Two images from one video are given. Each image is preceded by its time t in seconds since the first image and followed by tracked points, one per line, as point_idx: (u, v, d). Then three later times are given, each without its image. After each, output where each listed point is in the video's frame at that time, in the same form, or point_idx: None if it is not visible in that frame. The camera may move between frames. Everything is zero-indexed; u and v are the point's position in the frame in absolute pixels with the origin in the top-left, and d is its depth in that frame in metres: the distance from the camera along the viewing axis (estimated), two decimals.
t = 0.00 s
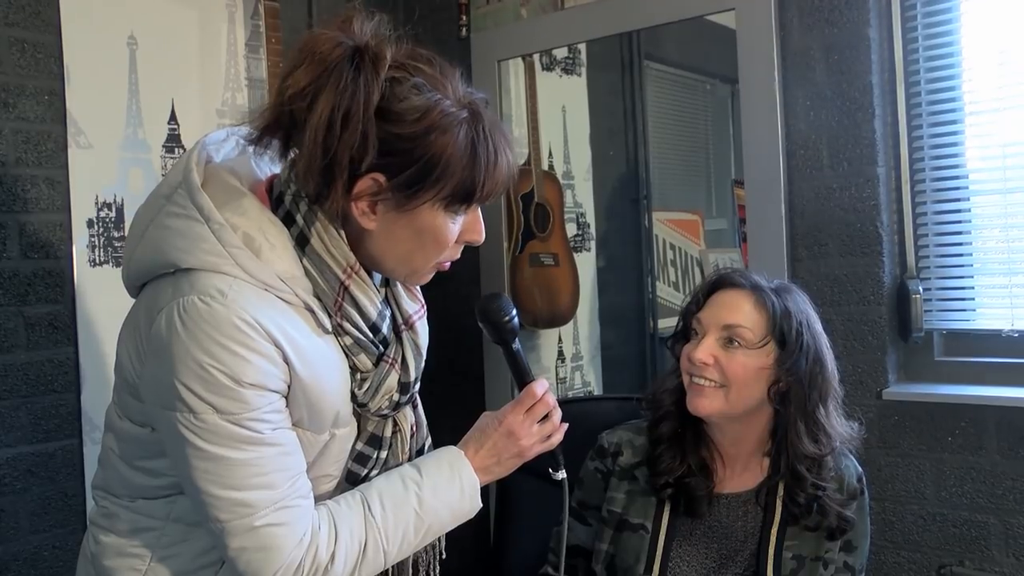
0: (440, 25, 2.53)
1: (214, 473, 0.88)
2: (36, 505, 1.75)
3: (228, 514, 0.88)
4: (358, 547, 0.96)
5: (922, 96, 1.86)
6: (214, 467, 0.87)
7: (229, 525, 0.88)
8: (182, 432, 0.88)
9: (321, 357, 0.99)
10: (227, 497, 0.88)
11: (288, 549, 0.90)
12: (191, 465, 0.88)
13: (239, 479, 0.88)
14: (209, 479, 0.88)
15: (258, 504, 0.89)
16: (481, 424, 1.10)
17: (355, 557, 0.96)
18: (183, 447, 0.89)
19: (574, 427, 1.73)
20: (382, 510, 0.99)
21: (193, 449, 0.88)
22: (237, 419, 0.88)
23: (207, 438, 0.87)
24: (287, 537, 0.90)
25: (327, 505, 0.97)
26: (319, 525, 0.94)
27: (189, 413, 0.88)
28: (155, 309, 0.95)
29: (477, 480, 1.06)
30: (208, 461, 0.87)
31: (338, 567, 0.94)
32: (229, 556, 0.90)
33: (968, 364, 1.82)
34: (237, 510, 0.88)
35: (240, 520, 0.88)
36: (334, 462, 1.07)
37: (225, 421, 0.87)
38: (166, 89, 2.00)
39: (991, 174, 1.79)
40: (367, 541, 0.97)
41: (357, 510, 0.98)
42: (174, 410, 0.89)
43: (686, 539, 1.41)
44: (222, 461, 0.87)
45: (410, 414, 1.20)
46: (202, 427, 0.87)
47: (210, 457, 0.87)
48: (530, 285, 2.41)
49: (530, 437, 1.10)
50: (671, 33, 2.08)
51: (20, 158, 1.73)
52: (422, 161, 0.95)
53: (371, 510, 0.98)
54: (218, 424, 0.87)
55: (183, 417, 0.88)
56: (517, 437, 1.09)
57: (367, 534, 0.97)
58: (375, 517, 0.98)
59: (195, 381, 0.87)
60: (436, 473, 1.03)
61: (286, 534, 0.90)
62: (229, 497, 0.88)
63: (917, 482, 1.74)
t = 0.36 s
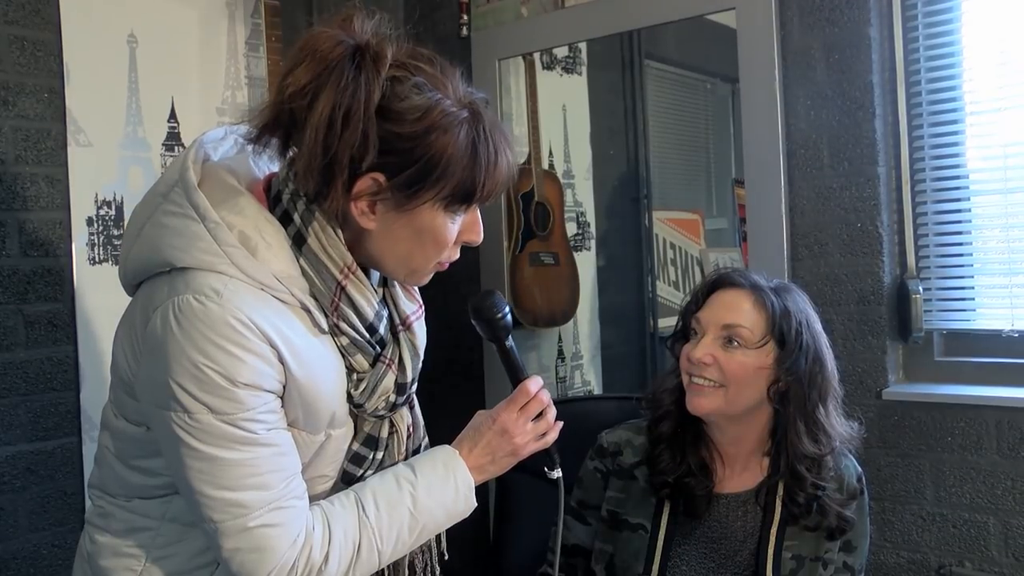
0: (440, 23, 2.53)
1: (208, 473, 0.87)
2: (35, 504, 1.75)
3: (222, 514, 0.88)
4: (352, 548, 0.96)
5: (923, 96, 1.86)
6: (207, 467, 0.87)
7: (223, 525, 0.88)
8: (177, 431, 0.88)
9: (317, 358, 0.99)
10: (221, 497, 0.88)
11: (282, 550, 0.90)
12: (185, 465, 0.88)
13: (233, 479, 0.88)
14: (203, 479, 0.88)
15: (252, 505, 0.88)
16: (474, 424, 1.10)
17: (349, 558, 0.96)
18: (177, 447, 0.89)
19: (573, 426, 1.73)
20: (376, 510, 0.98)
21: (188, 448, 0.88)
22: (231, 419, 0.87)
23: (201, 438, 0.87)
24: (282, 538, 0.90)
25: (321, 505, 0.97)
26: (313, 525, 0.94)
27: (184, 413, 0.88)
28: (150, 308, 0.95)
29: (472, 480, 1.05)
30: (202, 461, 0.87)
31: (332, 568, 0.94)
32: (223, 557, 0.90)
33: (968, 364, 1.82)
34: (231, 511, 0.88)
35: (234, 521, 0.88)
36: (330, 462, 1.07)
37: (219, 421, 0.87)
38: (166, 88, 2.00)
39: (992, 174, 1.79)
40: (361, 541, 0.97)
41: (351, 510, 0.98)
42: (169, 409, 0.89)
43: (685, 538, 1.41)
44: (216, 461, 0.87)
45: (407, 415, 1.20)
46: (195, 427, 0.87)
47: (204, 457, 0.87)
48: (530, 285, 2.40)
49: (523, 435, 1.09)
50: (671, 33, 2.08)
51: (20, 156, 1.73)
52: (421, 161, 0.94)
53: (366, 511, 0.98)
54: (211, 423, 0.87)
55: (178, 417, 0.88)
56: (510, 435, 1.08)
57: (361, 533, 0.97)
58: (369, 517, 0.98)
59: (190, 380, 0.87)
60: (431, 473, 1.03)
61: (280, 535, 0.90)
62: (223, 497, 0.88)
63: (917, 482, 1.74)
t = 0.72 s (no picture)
0: (439, 23, 2.53)
1: (203, 474, 0.88)
2: (35, 504, 1.75)
3: (218, 516, 0.88)
4: (348, 549, 0.96)
5: (921, 95, 1.86)
6: (203, 468, 0.88)
7: (218, 526, 0.88)
8: (172, 433, 0.88)
9: (311, 359, 0.99)
10: (215, 499, 0.88)
11: (277, 551, 0.90)
12: (180, 467, 0.89)
13: (228, 481, 0.88)
14: (198, 480, 0.88)
15: (247, 506, 0.89)
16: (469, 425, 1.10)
17: (345, 559, 0.96)
18: (172, 448, 0.89)
19: (571, 426, 1.73)
20: (372, 511, 0.99)
21: (183, 450, 0.88)
22: (226, 420, 0.88)
23: (196, 440, 0.88)
24: (276, 539, 0.90)
25: (317, 506, 0.97)
26: (309, 526, 0.94)
27: (178, 414, 0.88)
28: (145, 310, 0.95)
29: (468, 481, 1.06)
30: (197, 462, 0.88)
31: (328, 569, 0.94)
32: (218, 558, 0.91)
33: (966, 363, 1.82)
34: (227, 512, 0.88)
35: (229, 522, 0.88)
36: (326, 464, 1.07)
37: (214, 422, 0.87)
38: (164, 88, 2.00)
39: (990, 174, 1.79)
40: (356, 542, 0.97)
41: (347, 511, 0.98)
42: (163, 410, 0.89)
43: (683, 538, 1.42)
44: (210, 463, 0.88)
45: (403, 416, 1.21)
46: (190, 428, 0.88)
47: (199, 458, 0.88)
48: (528, 284, 2.41)
49: (519, 434, 1.10)
50: (670, 32, 2.08)
51: (19, 157, 1.73)
52: (418, 161, 0.95)
53: (361, 511, 0.98)
54: (206, 425, 0.87)
55: (173, 418, 0.89)
56: (506, 435, 1.09)
57: (357, 534, 0.97)
58: (365, 518, 0.98)
59: (185, 382, 0.88)
60: (426, 473, 1.03)
61: (275, 536, 0.90)
62: (218, 499, 0.88)
63: (916, 481, 1.75)
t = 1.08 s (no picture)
0: (439, 27, 2.53)
1: (204, 479, 0.88)
2: (35, 508, 1.75)
3: (218, 520, 0.89)
4: (348, 552, 0.97)
5: (919, 99, 1.86)
6: (203, 472, 0.88)
7: (219, 530, 0.89)
8: (172, 437, 0.89)
9: (311, 364, 0.99)
10: (216, 503, 0.88)
11: (277, 555, 0.91)
12: (181, 471, 0.89)
13: (228, 485, 0.88)
14: (199, 484, 0.88)
15: (247, 510, 0.89)
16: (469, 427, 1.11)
17: (344, 562, 0.96)
18: (172, 453, 0.89)
19: (571, 429, 1.73)
20: (371, 514, 0.99)
21: (183, 454, 0.88)
22: (226, 425, 0.88)
23: (197, 444, 0.88)
24: (276, 543, 0.90)
25: (316, 509, 0.97)
26: (309, 530, 0.94)
27: (179, 419, 0.88)
28: (145, 314, 0.96)
29: (468, 484, 1.06)
30: (197, 467, 0.88)
31: (328, 572, 0.94)
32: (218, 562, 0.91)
33: (965, 366, 1.83)
34: (227, 516, 0.89)
35: (230, 526, 0.89)
36: (325, 467, 1.08)
37: (214, 427, 0.88)
38: (165, 93, 2.01)
39: (988, 177, 1.80)
40: (356, 545, 0.97)
41: (346, 514, 0.98)
42: (164, 415, 0.90)
43: (684, 541, 1.42)
44: (211, 467, 0.88)
45: (402, 420, 1.21)
46: (191, 433, 0.88)
47: (199, 462, 0.88)
48: (528, 287, 2.44)
49: (518, 437, 1.10)
50: (669, 36, 2.09)
51: (20, 162, 1.74)
52: (417, 165, 0.95)
53: (360, 515, 0.98)
54: (206, 429, 0.88)
55: (173, 423, 0.89)
56: (505, 437, 1.09)
57: (356, 537, 0.97)
58: (364, 521, 0.98)
59: (185, 386, 0.88)
60: (425, 477, 1.03)
61: (274, 540, 0.90)
62: (218, 503, 0.88)
63: (916, 484, 1.75)
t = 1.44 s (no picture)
0: (436, 29, 2.54)
1: (199, 480, 0.88)
2: (30, 509, 1.75)
3: (212, 522, 0.89)
4: (342, 553, 0.97)
5: (915, 102, 1.87)
6: (199, 474, 0.88)
7: (214, 532, 0.89)
8: (168, 439, 0.89)
9: (307, 367, 0.99)
10: (211, 505, 0.88)
11: (272, 557, 0.91)
12: (177, 472, 0.89)
13: (223, 487, 0.88)
14: (194, 486, 0.88)
15: (243, 512, 0.89)
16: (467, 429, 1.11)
17: (339, 563, 0.96)
18: (168, 454, 0.90)
19: (566, 431, 1.74)
20: (366, 516, 0.99)
21: (179, 455, 0.89)
22: (222, 426, 0.88)
23: (192, 446, 0.88)
24: (271, 546, 0.90)
25: (311, 511, 0.98)
26: (304, 531, 0.95)
27: (174, 420, 0.89)
28: (141, 316, 0.96)
29: (461, 486, 1.06)
30: (193, 468, 0.88)
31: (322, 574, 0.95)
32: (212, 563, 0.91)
33: (959, 369, 1.83)
34: (222, 518, 0.89)
35: (224, 528, 0.89)
36: (320, 469, 1.08)
37: (210, 428, 0.88)
38: (162, 94, 2.01)
39: (983, 180, 1.80)
40: (350, 547, 0.97)
41: (341, 516, 0.98)
42: (160, 416, 0.90)
43: (678, 543, 1.42)
44: (206, 469, 0.88)
45: (398, 422, 1.21)
46: (187, 434, 0.88)
47: (194, 464, 0.88)
48: (525, 289, 2.44)
49: (513, 440, 1.10)
50: (666, 39, 2.09)
51: (17, 162, 1.74)
52: (414, 168, 0.96)
53: (354, 517, 0.99)
54: (201, 431, 0.88)
55: (169, 424, 0.89)
56: (499, 440, 1.09)
57: (350, 539, 0.98)
58: (358, 523, 0.99)
59: (181, 388, 0.88)
60: (420, 479, 1.03)
61: (268, 542, 0.90)
62: (213, 505, 0.88)
63: (910, 487, 1.75)
